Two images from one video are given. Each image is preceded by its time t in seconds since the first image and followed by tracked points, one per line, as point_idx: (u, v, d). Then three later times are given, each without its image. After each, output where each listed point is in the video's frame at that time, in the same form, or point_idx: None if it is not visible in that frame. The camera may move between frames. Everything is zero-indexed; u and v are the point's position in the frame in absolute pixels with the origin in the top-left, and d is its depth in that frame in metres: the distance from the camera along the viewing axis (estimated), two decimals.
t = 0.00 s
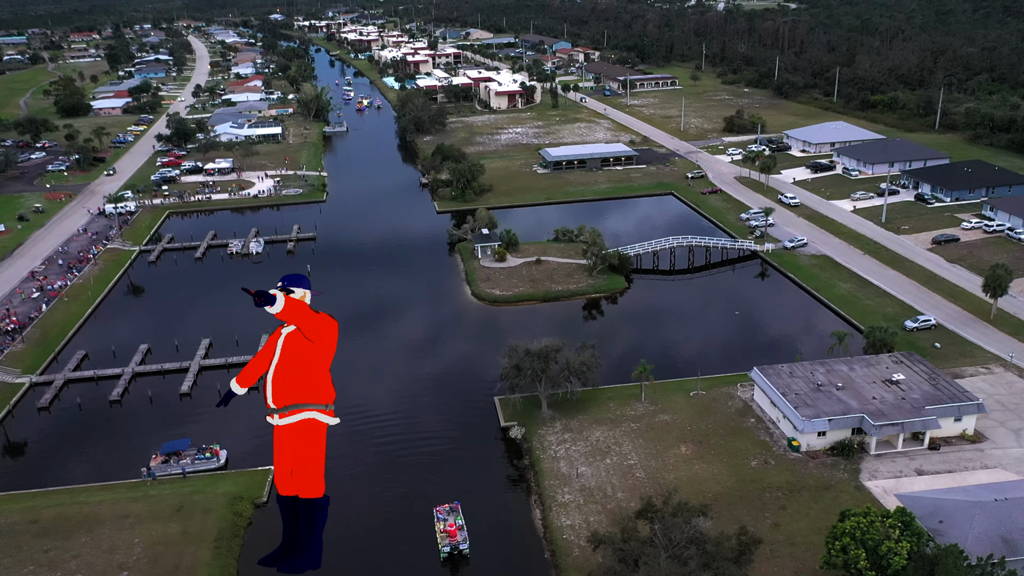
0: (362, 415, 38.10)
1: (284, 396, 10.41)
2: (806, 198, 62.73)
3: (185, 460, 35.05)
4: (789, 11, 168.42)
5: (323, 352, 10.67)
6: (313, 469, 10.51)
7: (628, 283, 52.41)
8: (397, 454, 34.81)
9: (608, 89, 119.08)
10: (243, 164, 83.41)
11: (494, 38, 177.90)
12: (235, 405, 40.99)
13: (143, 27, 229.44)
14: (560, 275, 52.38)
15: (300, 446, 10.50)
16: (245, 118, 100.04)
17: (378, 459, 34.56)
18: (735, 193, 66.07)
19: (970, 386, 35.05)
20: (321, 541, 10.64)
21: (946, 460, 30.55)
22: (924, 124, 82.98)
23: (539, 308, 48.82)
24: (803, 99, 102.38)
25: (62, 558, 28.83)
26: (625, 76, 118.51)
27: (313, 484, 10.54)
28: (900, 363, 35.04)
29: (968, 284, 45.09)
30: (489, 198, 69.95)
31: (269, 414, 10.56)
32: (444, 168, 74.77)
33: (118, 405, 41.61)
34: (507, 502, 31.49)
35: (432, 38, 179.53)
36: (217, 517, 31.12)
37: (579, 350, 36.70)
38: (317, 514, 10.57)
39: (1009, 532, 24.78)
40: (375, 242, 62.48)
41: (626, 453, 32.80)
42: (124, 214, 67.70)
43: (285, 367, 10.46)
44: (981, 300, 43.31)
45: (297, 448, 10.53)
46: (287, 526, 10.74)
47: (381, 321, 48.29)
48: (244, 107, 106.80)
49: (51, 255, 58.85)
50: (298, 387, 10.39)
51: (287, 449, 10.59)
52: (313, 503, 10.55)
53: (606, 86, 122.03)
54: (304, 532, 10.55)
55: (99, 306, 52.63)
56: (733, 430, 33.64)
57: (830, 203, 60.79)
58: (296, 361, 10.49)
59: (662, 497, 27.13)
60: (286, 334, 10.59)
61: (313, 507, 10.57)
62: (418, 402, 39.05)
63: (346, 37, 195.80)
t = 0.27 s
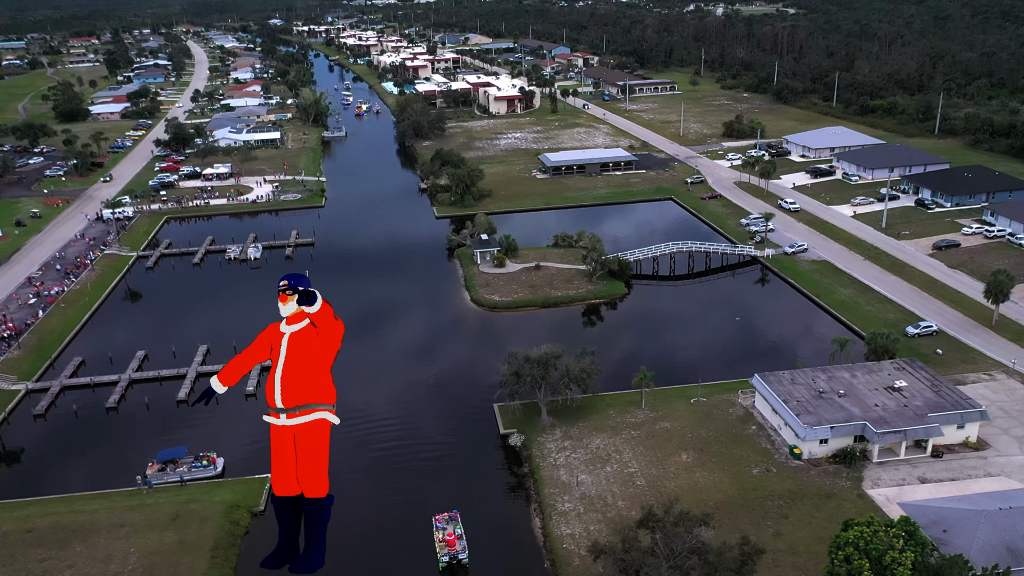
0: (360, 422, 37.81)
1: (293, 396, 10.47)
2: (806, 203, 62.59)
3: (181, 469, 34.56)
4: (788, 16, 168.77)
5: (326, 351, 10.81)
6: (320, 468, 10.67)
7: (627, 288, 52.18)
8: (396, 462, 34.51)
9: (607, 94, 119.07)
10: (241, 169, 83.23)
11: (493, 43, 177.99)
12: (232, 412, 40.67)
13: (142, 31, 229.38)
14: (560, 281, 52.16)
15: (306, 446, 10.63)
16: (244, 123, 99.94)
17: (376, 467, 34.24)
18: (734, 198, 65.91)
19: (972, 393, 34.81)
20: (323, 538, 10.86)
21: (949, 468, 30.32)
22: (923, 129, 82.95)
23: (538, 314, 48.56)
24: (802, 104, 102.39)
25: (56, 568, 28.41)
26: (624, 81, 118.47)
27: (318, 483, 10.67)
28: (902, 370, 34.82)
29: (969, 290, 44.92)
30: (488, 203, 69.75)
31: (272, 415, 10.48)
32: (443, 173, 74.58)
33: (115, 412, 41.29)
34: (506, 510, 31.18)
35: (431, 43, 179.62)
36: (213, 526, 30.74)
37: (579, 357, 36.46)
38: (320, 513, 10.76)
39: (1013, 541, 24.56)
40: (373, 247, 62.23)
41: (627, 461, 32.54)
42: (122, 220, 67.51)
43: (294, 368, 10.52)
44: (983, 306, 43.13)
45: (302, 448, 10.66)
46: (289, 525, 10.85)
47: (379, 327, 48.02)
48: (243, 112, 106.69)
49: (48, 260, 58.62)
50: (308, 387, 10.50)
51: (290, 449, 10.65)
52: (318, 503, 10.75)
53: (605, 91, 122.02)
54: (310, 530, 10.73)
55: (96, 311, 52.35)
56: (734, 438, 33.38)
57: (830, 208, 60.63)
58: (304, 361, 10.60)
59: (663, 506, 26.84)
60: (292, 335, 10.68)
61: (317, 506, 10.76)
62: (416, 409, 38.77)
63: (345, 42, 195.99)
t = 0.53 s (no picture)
0: (359, 425, 37.55)
1: (303, 396, 11.13)
2: (806, 204, 62.39)
3: (178, 473, 34.39)
4: (787, 17, 168.78)
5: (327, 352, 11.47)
6: (322, 468, 11.21)
7: (627, 290, 51.96)
8: (394, 466, 34.24)
9: (606, 95, 118.91)
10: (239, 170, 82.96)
11: (492, 44, 177.84)
12: (230, 415, 40.37)
13: (141, 32, 228.93)
14: (559, 283, 51.92)
15: (309, 444, 11.21)
16: (242, 124, 99.73)
17: (375, 471, 33.96)
18: (734, 200, 65.69)
19: (974, 396, 34.61)
20: (322, 537, 11.48)
21: (952, 472, 30.09)
22: (924, 130, 82.83)
23: (538, 316, 48.30)
24: (802, 104, 102.24)
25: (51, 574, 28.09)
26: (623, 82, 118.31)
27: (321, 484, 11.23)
28: (904, 372, 34.62)
29: (971, 292, 44.75)
30: (487, 204, 69.50)
31: (279, 414, 11.08)
32: (442, 174, 74.36)
33: (112, 415, 40.99)
34: (506, 515, 30.93)
35: (430, 44, 179.52)
36: (210, 531, 30.42)
37: (579, 359, 36.23)
38: (324, 512, 11.34)
39: (1018, 547, 24.31)
40: (372, 248, 61.96)
41: (627, 464, 32.30)
42: (119, 221, 67.26)
43: (302, 368, 11.20)
44: (984, 308, 42.95)
45: (304, 447, 11.24)
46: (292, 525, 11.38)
47: (378, 329, 47.74)
48: (241, 113, 106.43)
49: (45, 262, 58.36)
50: (316, 387, 11.19)
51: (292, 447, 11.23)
52: (320, 503, 11.30)
53: (604, 92, 121.82)
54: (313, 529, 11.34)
55: (94, 314, 52.06)
56: (735, 441, 33.14)
57: (830, 209, 60.43)
58: (309, 361, 11.26)
59: (664, 511, 26.64)
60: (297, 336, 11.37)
61: (320, 506, 11.32)
62: (415, 412, 38.52)
63: (344, 42, 195.79)
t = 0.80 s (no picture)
0: (357, 431, 37.26)
1: (314, 398, 11.76)
2: (806, 207, 62.21)
3: (174, 480, 34.05)
4: (786, 19, 168.95)
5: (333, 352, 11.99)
6: (323, 470, 11.97)
7: (627, 294, 51.70)
8: (393, 472, 33.94)
9: (605, 98, 118.82)
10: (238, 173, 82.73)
11: (491, 47, 177.89)
12: (227, 420, 40.03)
13: (140, 35, 228.86)
14: (559, 287, 51.67)
15: (311, 446, 11.87)
16: (241, 127, 99.53)
17: (374, 477, 33.64)
18: (735, 203, 65.49)
19: (977, 401, 34.37)
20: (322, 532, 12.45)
21: (955, 478, 29.83)
22: (924, 134, 82.77)
23: (537, 320, 48.02)
24: (801, 107, 102.17)
25: None
26: (622, 85, 118.28)
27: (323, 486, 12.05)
28: (906, 377, 34.39)
29: (973, 296, 44.55)
30: (486, 208, 69.26)
31: (288, 415, 11.69)
32: (441, 177, 74.16)
33: (108, 421, 40.66)
34: (505, 522, 30.64)
35: (429, 47, 179.57)
36: (207, 539, 30.05)
37: (579, 364, 35.97)
38: (324, 512, 12.20)
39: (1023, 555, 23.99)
40: (370, 252, 61.71)
41: (628, 470, 32.04)
42: (117, 224, 67.01)
43: (313, 373, 11.74)
44: (986, 312, 42.75)
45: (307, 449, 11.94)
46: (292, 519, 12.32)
47: (376, 333, 47.44)
48: (240, 116, 106.24)
49: (43, 266, 58.10)
50: (326, 391, 11.83)
51: (295, 448, 11.92)
52: (321, 503, 12.13)
53: (604, 95, 121.78)
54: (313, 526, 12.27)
55: (91, 318, 51.77)
56: (737, 447, 32.87)
57: (831, 213, 60.22)
58: (318, 365, 11.80)
59: (665, 519, 26.37)
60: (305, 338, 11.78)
61: (320, 506, 12.16)
62: (414, 417, 38.23)
63: (343, 45, 195.72)
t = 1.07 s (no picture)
0: (356, 435, 36.99)
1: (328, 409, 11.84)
2: (807, 209, 62.01)
3: (172, 484, 33.70)
4: (786, 21, 169.02)
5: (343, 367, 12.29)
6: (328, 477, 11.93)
7: (628, 296, 51.44)
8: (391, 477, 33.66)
9: (605, 100, 118.70)
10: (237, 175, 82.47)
11: (490, 48, 177.91)
12: (225, 425, 39.66)
13: (139, 37, 228.70)
14: (559, 289, 51.43)
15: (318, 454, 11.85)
16: (240, 129, 99.29)
17: (373, 482, 33.35)
18: (735, 205, 65.27)
19: (980, 404, 34.16)
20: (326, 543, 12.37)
21: (959, 482, 29.60)
22: (924, 135, 82.69)
23: (538, 323, 47.74)
24: (801, 109, 102.09)
25: None
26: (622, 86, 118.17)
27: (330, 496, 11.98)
28: (908, 381, 34.18)
29: (974, 299, 44.37)
30: (486, 209, 69.05)
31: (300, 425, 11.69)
32: (440, 179, 73.99)
33: (105, 424, 40.33)
34: (505, 527, 30.40)
35: (429, 49, 179.55)
36: (204, 544, 29.71)
37: (579, 368, 35.72)
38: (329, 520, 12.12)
39: None
40: (370, 253, 61.45)
41: (629, 475, 31.80)
42: (115, 226, 66.77)
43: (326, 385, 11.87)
44: (988, 314, 42.56)
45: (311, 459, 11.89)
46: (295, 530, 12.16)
47: (375, 336, 47.15)
48: (239, 118, 106.04)
49: (40, 268, 57.83)
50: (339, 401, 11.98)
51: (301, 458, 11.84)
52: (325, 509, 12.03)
53: (603, 97, 121.71)
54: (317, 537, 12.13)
55: (88, 321, 51.47)
56: (739, 451, 32.65)
57: (831, 215, 60.02)
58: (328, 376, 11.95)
59: (667, 525, 26.13)
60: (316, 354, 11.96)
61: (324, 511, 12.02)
62: (413, 421, 37.94)
63: (342, 47, 195.60)
